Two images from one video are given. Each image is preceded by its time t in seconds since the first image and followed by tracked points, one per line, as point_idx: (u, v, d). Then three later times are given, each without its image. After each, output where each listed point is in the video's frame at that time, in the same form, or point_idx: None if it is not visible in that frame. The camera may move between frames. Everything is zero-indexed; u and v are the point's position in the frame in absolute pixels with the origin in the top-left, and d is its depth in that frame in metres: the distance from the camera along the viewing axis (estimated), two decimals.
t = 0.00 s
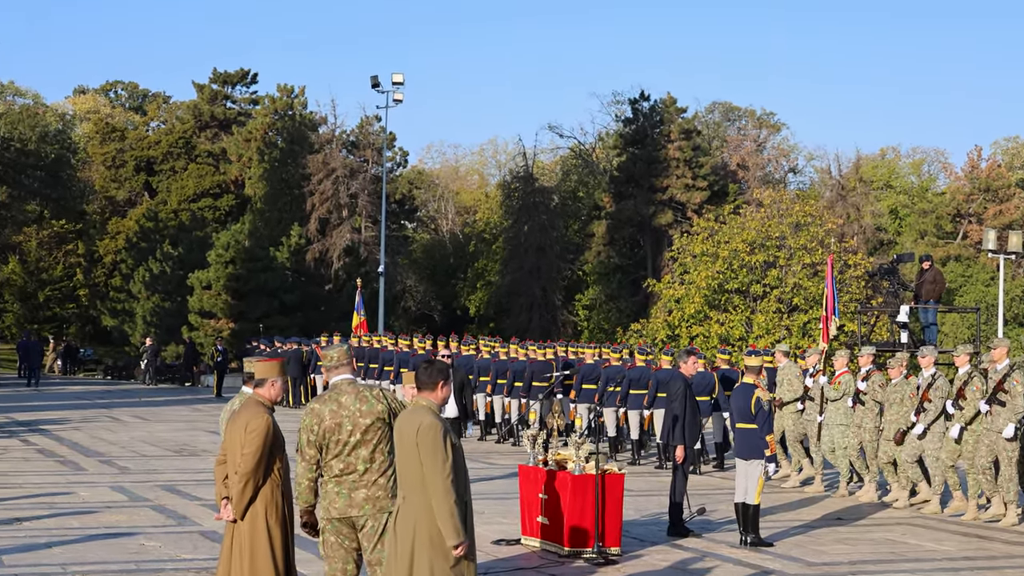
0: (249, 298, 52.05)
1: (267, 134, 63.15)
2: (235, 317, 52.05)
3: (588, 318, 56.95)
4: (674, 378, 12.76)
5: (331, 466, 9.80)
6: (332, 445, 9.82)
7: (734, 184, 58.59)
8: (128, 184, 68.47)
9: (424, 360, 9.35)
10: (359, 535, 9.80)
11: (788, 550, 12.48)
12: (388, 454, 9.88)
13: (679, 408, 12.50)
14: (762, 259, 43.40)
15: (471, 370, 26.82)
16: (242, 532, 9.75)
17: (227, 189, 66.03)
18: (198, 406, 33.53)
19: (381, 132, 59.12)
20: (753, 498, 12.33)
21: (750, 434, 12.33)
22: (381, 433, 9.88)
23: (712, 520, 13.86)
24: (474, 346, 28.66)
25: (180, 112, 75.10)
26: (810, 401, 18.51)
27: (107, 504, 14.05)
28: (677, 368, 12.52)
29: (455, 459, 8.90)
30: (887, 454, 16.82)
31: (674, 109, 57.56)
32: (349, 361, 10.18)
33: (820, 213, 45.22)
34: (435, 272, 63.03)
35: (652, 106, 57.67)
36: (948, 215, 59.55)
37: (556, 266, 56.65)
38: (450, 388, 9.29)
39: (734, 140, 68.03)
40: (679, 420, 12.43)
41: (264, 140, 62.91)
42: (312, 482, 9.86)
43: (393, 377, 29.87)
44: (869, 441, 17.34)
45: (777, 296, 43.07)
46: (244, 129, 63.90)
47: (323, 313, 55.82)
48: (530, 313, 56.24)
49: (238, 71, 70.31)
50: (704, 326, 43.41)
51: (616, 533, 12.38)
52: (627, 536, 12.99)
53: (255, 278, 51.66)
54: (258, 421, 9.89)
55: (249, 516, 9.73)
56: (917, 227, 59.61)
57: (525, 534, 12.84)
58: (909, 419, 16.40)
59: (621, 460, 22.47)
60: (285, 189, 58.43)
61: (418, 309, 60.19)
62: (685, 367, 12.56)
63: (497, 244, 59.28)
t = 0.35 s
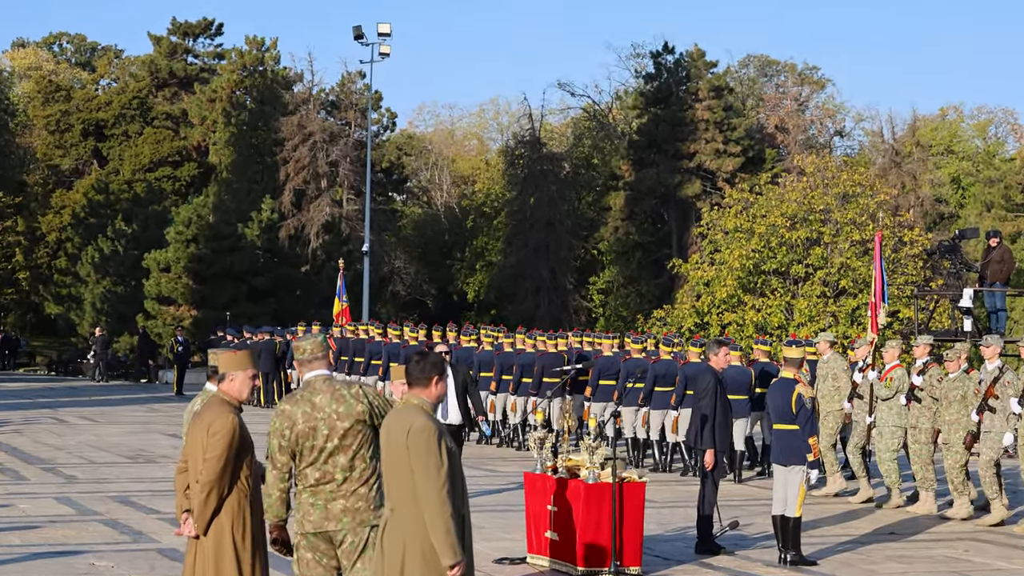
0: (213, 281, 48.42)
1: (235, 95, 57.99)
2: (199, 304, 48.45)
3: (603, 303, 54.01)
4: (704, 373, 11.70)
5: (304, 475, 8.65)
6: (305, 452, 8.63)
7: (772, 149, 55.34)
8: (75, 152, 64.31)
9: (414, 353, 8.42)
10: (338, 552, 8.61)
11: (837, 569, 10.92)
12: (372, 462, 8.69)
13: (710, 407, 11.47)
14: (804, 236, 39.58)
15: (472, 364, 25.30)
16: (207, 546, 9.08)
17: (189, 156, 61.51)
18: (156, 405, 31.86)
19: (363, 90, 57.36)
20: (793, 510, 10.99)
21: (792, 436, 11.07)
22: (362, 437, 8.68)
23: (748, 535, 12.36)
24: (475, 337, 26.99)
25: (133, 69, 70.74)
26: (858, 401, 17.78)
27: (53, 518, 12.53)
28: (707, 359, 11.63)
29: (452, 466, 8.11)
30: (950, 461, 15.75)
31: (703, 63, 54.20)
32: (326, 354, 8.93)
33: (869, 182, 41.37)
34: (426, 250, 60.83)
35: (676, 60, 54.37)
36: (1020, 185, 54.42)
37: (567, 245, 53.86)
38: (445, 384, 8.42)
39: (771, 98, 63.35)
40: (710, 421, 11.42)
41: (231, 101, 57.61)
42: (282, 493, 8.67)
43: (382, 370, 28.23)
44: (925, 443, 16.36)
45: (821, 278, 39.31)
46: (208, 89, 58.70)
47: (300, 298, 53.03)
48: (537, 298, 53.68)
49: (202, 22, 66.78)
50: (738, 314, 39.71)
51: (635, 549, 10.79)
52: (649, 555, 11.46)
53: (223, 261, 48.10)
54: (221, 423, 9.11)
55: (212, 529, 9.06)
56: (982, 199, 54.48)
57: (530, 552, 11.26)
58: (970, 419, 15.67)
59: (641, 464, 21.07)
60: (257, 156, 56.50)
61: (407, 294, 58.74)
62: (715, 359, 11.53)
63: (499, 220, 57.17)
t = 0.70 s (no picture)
0: (185, 265, 44.72)
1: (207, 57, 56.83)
2: (170, 289, 44.78)
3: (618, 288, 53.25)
4: (732, 367, 11.93)
5: (284, 479, 7.56)
6: (284, 454, 7.54)
7: (807, 117, 53.36)
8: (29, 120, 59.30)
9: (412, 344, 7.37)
10: (323, 566, 7.51)
11: None
12: (362, 465, 7.58)
13: (737, 404, 11.79)
14: (842, 214, 38.01)
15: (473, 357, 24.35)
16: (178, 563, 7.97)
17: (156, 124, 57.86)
18: (122, 403, 30.60)
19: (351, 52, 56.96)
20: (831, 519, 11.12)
21: (831, 436, 11.26)
22: (349, 439, 7.56)
23: (781, 547, 12.51)
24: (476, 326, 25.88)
25: (95, 28, 67.24)
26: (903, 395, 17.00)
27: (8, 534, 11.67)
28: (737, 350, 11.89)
29: (453, 471, 7.02)
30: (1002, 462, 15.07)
31: (729, 20, 51.80)
32: (312, 343, 7.81)
33: (915, 153, 39.24)
34: (420, 231, 60.10)
35: (701, 17, 52.17)
36: None
37: (578, 226, 52.34)
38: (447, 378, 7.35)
39: (806, 60, 61.29)
40: (738, 419, 11.76)
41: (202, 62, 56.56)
42: (261, 499, 7.59)
43: (374, 364, 27.23)
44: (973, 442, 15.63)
45: (862, 261, 37.82)
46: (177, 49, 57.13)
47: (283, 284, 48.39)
48: (546, 283, 52.41)
49: None
50: (770, 302, 38.30)
51: (655, 559, 10.18)
52: (674, 569, 11.38)
53: (195, 241, 44.29)
54: (196, 424, 7.97)
55: (184, 543, 7.96)
56: None
57: (539, 565, 10.53)
58: None
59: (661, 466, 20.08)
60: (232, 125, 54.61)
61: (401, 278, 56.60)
62: (743, 351, 11.88)
63: (502, 197, 56.21)
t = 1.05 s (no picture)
0: (179, 254, 44.25)
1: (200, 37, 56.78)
2: (163, 279, 44.34)
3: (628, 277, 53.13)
4: (746, 358, 11.68)
5: (279, 476, 7.21)
6: (280, 450, 7.20)
7: (824, 99, 52.70)
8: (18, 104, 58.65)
9: (416, 334, 7.04)
10: (320, 566, 7.17)
11: None
12: (360, 461, 7.24)
13: (752, 397, 11.51)
14: (861, 199, 37.49)
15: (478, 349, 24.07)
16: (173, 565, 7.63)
17: (147, 109, 57.96)
18: (116, 396, 30.20)
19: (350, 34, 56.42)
20: (849, 515, 10.96)
21: (849, 429, 11.06)
22: (348, 434, 7.22)
23: (796, 543, 12.24)
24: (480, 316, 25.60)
25: (84, 7, 66.45)
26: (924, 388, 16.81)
27: None
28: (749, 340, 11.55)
29: (458, 466, 6.68)
30: None
31: None
32: (310, 334, 7.47)
33: (936, 136, 38.66)
34: (423, 218, 59.82)
35: None
36: None
37: (586, 214, 51.97)
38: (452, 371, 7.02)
39: (823, 39, 60.81)
40: (753, 412, 11.46)
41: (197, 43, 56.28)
42: (255, 495, 7.23)
43: (373, 355, 26.84)
44: (1001, 437, 15.68)
45: (882, 247, 37.37)
46: (171, 31, 57.12)
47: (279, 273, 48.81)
48: (553, 271, 52.08)
49: None
50: (786, 290, 38.00)
51: (667, 555, 9.81)
52: (685, 567, 11.06)
53: (188, 230, 43.87)
54: (193, 418, 7.62)
55: (180, 543, 7.62)
56: None
57: (547, 565, 10.28)
58: None
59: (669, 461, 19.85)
60: (228, 109, 54.06)
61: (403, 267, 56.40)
62: (757, 342, 11.56)
63: (508, 183, 55.86)
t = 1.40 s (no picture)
0: (184, 248, 44.14)
1: (206, 31, 56.96)
2: (169, 273, 44.41)
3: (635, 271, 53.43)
4: (753, 351, 11.71)
5: (284, 471, 7.19)
6: (284, 445, 7.18)
7: (831, 91, 52.69)
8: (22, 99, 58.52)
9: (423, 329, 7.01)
10: (326, 560, 7.14)
11: None
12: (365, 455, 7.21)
13: (759, 390, 11.53)
14: (869, 191, 37.45)
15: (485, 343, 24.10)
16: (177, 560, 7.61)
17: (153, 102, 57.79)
18: (120, 392, 30.19)
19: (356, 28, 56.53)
20: (857, 509, 10.94)
21: (856, 423, 11.00)
22: (352, 428, 7.19)
23: (803, 537, 12.22)
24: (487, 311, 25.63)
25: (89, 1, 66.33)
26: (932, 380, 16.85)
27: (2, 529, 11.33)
28: (759, 334, 11.75)
29: (466, 461, 6.65)
30: None
31: None
32: (314, 329, 7.44)
33: (943, 127, 38.69)
34: (430, 211, 59.89)
35: None
36: None
37: (592, 207, 52.12)
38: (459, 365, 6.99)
39: (829, 31, 60.92)
40: (760, 406, 11.48)
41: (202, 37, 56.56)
42: (260, 491, 7.20)
43: (380, 350, 26.81)
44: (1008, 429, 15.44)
45: (890, 239, 37.33)
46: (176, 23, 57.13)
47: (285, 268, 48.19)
48: (561, 265, 52.02)
49: None
50: (794, 282, 38.07)
51: (675, 549, 9.86)
52: (691, 561, 11.02)
53: (195, 222, 43.69)
54: (198, 413, 7.59)
55: (185, 537, 7.60)
56: None
57: (554, 559, 10.30)
58: None
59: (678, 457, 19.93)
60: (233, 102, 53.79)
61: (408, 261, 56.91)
62: (765, 335, 11.71)
63: (514, 177, 55.90)
